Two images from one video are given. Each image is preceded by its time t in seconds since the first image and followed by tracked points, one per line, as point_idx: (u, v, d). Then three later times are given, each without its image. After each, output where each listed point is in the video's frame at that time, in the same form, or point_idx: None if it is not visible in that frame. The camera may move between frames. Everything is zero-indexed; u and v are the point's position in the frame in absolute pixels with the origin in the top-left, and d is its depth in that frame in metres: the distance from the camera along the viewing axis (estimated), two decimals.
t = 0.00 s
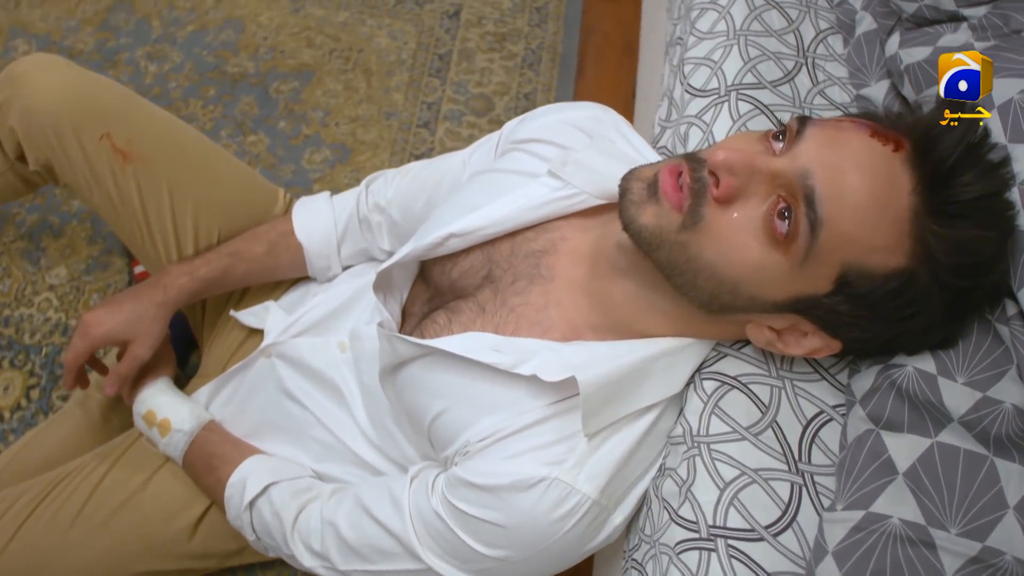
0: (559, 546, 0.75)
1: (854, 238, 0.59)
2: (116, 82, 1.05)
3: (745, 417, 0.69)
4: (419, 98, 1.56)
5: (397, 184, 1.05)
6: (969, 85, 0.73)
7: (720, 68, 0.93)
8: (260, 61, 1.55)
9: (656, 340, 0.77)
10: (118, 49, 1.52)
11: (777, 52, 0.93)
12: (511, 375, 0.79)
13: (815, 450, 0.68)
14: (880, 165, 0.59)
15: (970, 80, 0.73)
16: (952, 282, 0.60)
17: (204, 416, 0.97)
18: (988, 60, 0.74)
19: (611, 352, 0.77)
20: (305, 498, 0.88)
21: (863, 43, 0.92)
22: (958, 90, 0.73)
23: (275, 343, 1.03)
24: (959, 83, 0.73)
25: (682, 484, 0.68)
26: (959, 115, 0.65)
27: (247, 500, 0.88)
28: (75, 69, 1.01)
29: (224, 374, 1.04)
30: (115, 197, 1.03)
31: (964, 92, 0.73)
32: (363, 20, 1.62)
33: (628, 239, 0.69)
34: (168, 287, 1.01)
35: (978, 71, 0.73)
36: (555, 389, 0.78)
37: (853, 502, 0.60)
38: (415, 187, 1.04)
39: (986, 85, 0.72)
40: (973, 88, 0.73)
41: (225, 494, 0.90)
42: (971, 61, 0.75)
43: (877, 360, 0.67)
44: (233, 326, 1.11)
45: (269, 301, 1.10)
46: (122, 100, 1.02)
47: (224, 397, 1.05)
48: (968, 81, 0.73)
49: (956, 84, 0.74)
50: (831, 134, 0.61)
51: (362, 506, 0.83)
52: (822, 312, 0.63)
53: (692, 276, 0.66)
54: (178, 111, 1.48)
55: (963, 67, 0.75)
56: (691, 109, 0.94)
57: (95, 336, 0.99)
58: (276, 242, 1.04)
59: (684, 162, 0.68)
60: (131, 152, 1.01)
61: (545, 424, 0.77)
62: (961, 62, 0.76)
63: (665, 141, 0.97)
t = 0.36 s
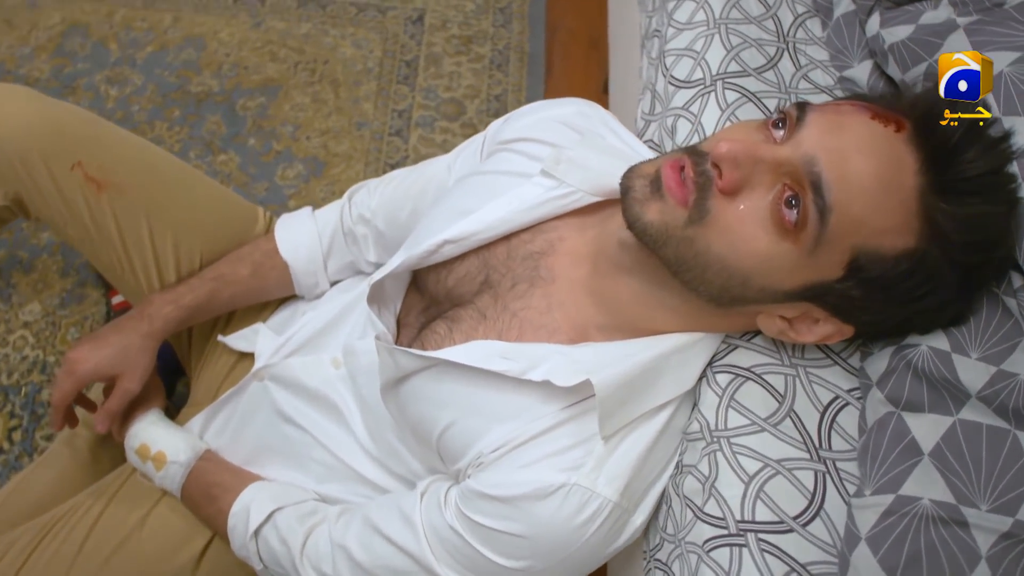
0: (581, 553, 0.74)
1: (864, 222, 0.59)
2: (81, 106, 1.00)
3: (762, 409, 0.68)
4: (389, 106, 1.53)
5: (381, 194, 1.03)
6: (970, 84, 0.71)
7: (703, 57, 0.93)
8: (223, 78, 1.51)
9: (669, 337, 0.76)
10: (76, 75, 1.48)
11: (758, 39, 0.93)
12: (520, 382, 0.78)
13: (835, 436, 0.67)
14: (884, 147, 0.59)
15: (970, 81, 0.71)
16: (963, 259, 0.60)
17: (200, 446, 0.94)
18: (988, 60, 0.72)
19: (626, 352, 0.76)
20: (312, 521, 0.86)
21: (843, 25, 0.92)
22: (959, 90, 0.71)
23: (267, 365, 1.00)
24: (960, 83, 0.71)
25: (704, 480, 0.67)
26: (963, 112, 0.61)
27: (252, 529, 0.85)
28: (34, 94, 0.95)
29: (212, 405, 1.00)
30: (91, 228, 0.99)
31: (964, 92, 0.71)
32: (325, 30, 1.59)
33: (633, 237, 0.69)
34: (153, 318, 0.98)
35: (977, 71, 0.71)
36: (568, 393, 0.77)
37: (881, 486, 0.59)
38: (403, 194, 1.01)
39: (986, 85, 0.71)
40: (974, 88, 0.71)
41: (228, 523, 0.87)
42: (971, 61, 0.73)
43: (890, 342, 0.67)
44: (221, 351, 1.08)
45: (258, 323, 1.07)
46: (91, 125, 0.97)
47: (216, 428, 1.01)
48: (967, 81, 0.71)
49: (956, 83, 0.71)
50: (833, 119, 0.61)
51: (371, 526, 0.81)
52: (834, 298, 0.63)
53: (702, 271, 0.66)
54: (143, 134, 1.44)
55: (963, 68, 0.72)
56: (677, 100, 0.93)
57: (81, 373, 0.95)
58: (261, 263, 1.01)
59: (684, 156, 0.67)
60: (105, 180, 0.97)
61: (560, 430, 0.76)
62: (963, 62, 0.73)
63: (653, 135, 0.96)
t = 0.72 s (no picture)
0: (607, 554, 0.73)
1: (871, 200, 0.60)
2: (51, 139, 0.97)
3: (779, 394, 0.68)
4: (358, 119, 1.51)
5: (365, 207, 1.00)
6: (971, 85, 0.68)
7: (683, 49, 0.93)
8: (186, 102, 1.48)
9: (680, 329, 0.77)
10: (34, 109, 1.44)
11: (735, 27, 0.93)
12: (533, 387, 0.78)
13: (853, 416, 0.67)
14: (884, 125, 0.60)
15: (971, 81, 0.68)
16: (970, 231, 0.61)
17: (201, 478, 0.91)
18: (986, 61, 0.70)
19: (637, 348, 0.76)
20: (323, 545, 0.83)
21: (817, 8, 0.94)
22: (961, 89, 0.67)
23: (262, 391, 0.96)
24: (963, 83, 0.67)
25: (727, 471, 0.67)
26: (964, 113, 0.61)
27: (263, 558, 0.82)
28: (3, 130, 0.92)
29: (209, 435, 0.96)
30: (70, 264, 0.96)
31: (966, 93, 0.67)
32: (287, 47, 1.57)
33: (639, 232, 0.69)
34: (143, 352, 0.95)
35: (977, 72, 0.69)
36: (582, 393, 0.77)
37: (909, 462, 0.60)
38: (387, 206, 0.99)
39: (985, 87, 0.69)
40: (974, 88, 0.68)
41: (238, 555, 0.84)
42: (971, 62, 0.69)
43: (899, 317, 0.67)
44: (214, 380, 1.04)
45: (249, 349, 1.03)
46: (63, 158, 0.94)
47: (215, 457, 0.97)
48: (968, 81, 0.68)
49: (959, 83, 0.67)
50: (831, 101, 0.62)
51: (385, 545, 0.79)
52: (845, 278, 0.64)
53: (711, 261, 0.66)
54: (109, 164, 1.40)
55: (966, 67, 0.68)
56: (661, 93, 0.93)
57: (74, 416, 0.92)
58: (247, 286, 0.99)
59: (685, 148, 0.68)
60: (82, 214, 0.94)
61: (576, 432, 0.75)
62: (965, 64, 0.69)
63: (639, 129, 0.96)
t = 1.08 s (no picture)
0: (634, 549, 0.73)
1: (877, 176, 0.62)
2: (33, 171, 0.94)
3: (795, 375, 0.68)
4: (331, 134, 1.50)
5: (355, 221, 0.98)
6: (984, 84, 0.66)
7: (666, 41, 0.94)
8: (156, 127, 1.46)
9: (691, 319, 0.77)
10: None
11: (716, 16, 0.94)
12: (546, 388, 0.77)
13: (868, 391, 0.68)
14: (884, 102, 0.62)
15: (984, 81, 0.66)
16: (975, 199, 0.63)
17: (209, 506, 0.89)
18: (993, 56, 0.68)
19: (649, 342, 0.77)
20: (339, 565, 0.80)
21: None
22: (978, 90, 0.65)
23: (263, 413, 0.94)
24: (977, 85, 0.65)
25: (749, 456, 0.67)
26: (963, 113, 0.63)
27: None
28: None
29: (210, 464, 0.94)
30: (59, 298, 0.93)
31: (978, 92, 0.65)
32: (254, 66, 1.55)
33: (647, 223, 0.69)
34: (139, 382, 0.92)
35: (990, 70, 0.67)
36: (594, 392, 0.76)
37: (932, 432, 0.61)
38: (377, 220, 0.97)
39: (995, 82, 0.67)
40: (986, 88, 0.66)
41: None
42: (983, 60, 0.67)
43: (906, 291, 0.68)
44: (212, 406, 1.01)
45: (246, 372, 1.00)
46: (46, 189, 0.92)
47: (218, 486, 0.95)
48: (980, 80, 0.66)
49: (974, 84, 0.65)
50: (829, 82, 0.64)
51: (405, 559, 0.77)
52: (854, 255, 0.65)
53: (722, 247, 0.67)
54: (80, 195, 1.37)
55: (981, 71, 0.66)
56: (647, 86, 0.94)
57: (71, 454, 0.89)
58: (241, 308, 0.97)
59: (687, 137, 0.69)
60: (67, 246, 0.92)
61: (593, 430, 0.75)
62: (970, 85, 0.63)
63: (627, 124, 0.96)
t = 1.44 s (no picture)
0: (655, 545, 0.73)
1: (871, 155, 0.64)
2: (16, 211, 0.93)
3: (802, 358, 0.69)
4: (303, 158, 1.49)
5: (344, 242, 0.97)
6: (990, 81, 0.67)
7: (642, 41, 0.95)
8: (124, 163, 1.43)
9: (694, 312, 0.78)
10: None
11: (688, 15, 0.96)
12: (556, 392, 0.77)
13: (874, 368, 0.69)
14: (872, 84, 0.65)
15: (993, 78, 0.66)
16: (963, 172, 0.65)
17: (216, 541, 0.86)
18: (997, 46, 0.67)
19: (654, 338, 0.77)
20: None
21: None
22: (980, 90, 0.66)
23: (267, 443, 0.91)
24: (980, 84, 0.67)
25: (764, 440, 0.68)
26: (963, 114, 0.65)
27: None
28: None
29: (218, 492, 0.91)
30: (47, 337, 0.92)
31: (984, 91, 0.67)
32: (218, 95, 1.53)
33: (648, 218, 0.70)
34: (135, 419, 0.90)
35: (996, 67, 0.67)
36: (606, 391, 0.76)
37: (944, 401, 0.63)
38: (367, 242, 0.96)
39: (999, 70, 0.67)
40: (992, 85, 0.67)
41: None
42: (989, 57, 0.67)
43: (902, 267, 0.70)
44: (209, 438, 0.98)
45: (243, 402, 0.98)
46: (28, 229, 0.90)
47: (225, 517, 0.91)
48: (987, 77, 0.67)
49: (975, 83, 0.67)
50: (816, 70, 0.66)
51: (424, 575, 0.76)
52: (852, 236, 0.67)
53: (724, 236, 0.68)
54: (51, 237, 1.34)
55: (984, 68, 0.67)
56: (626, 87, 0.95)
57: (70, 497, 0.87)
58: (235, 337, 0.95)
59: (681, 131, 0.70)
60: (52, 285, 0.89)
61: (605, 430, 0.75)
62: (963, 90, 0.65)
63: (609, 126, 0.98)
